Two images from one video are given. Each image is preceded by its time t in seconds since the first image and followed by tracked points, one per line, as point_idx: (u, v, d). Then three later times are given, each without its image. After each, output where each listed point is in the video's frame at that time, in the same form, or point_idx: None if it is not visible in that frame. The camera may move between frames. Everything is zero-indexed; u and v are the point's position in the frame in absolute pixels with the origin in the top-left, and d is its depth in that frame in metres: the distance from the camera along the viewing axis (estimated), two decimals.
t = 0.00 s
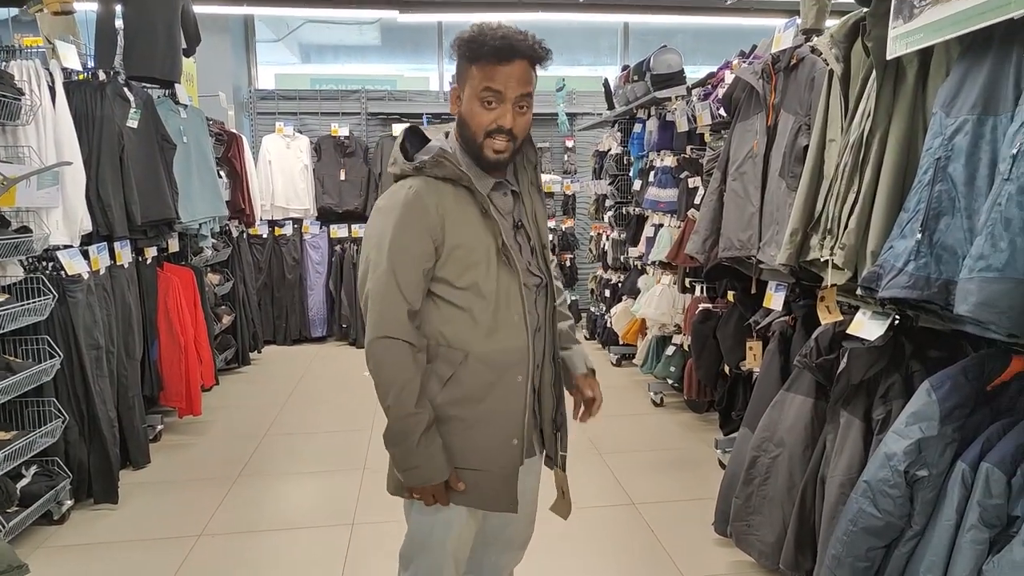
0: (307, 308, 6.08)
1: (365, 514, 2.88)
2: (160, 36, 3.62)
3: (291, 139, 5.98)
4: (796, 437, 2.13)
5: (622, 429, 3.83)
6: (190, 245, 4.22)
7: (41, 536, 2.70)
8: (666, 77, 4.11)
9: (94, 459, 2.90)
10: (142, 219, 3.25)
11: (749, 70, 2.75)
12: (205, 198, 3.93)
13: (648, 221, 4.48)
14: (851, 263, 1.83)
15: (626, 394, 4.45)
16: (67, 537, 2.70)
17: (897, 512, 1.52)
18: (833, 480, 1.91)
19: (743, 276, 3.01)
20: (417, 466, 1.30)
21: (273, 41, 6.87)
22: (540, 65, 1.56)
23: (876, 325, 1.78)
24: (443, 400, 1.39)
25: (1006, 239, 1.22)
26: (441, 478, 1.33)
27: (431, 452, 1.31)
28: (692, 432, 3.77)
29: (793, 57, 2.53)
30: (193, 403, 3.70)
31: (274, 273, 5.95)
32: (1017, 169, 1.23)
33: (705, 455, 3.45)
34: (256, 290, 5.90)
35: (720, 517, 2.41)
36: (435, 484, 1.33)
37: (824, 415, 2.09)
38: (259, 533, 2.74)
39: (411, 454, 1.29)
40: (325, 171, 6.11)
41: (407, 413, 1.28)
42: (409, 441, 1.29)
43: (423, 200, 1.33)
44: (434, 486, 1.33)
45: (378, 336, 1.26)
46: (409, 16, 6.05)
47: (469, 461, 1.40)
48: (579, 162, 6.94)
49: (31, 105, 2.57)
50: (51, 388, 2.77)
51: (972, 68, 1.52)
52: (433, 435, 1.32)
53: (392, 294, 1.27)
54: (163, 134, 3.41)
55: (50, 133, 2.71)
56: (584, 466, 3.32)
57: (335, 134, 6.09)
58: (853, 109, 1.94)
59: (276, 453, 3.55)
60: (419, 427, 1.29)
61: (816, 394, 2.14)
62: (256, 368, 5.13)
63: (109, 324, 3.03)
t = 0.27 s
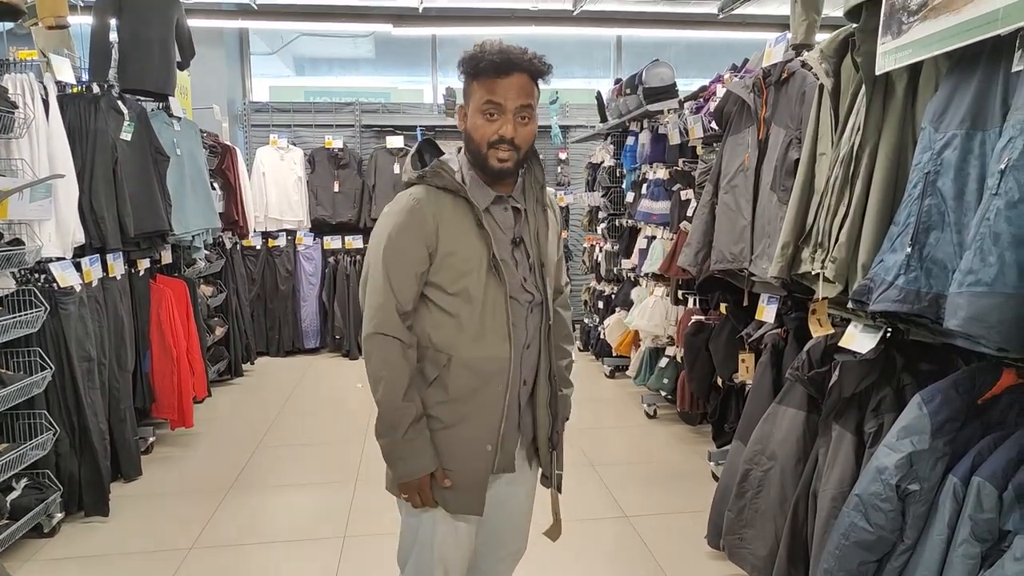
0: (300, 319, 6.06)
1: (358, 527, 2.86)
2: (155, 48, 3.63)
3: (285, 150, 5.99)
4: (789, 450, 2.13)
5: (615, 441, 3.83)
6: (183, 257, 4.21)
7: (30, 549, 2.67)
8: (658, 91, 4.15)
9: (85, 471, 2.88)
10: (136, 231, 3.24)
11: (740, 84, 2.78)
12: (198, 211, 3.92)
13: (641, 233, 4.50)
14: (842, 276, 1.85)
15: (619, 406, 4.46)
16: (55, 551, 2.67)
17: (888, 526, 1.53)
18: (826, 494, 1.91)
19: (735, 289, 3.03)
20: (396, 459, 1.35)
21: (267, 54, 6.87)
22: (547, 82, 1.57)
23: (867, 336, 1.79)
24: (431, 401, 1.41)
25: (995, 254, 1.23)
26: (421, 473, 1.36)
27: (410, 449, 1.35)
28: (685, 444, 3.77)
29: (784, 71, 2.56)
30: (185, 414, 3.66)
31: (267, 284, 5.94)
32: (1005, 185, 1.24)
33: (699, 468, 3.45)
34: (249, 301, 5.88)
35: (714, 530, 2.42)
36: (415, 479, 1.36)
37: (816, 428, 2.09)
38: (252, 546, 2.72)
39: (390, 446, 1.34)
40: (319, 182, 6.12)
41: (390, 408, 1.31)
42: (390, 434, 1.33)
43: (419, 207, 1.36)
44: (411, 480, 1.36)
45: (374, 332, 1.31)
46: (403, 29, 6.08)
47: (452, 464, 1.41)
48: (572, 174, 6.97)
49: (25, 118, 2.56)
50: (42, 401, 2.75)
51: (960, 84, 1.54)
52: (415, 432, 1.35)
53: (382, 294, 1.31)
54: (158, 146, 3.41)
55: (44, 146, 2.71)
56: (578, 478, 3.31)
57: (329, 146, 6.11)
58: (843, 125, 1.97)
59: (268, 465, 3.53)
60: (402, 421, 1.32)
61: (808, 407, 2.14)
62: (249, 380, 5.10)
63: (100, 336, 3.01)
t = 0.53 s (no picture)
0: (300, 325, 6.06)
1: (357, 533, 2.86)
2: (156, 55, 3.65)
3: (285, 157, 6.02)
4: (786, 458, 2.14)
5: (615, 447, 3.83)
6: (183, 263, 4.22)
7: (29, 554, 2.68)
8: (654, 97, 4.18)
9: (87, 476, 2.88)
10: (136, 237, 3.25)
11: (737, 90, 2.80)
12: (198, 218, 3.93)
13: (640, 239, 4.52)
14: (838, 283, 1.86)
15: (618, 413, 4.46)
16: (54, 555, 2.67)
17: (885, 536, 1.53)
18: (823, 502, 1.92)
19: (732, 295, 3.05)
20: (378, 458, 1.35)
21: (268, 62, 6.88)
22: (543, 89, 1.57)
23: (864, 343, 1.80)
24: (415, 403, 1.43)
25: (991, 261, 1.23)
26: (404, 473, 1.37)
27: (393, 449, 1.36)
28: (685, 451, 3.77)
29: (781, 75, 2.56)
30: (187, 420, 3.67)
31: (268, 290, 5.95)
32: (1000, 192, 1.25)
33: (699, 475, 3.45)
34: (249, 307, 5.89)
35: (712, 537, 2.43)
36: (397, 478, 1.37)
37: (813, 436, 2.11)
38: (250, 551, 2.72)
39: (371, 445, 1.34)
40: (320, 188, 6.14)
41: (370, 408, 1.33)
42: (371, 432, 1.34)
43: (407, 213, 1.38)
44: (391, 480, 1.37)
45: (358, 332, 1.33)
46: (403, 35, 6.12)
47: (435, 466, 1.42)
48: (571, 180, 6.99)
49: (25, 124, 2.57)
50: (44, 405, 2.74)
51: (957, 89, 1.55)
52: (396, 434, 1.36)
53: (365, 296, 1.33)
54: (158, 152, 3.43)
55: (44, 152, 2.72)
56: (577, 485, 3.31)
57: (329, 152, 6.13)
58: (840, 132, 1.97)
59: (268, 471, 3.54)
60: (384, 420, 1.34)
61: (805, 415, 2.15)
62: (248, 386, 5.11)
63: (101, 341, 3.01)
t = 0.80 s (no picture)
0: (331, 327, 6.13)
1: (382, 534, 2.88)
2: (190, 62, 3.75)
3: (317, 161, 6.09)
4: (816, 467, 2.09)
5: (644, 453, 3.79)
6: (216, 266, 4.31)
7: (65, 548, 2.75)
8: (683, 97, 4.14)
9: (121, 473, 2.95)
10: (170, 241, 3.34)
11: (766, 90, 2.75)
12: (231, 222, 4.00)
13: (669, 242, 4.47)
14: (867, 288, 1.81)
15: (647, 417, 4.41)
16: (89, 550, 2.74)
17: (915, 549, 1.48)
18: (853, 513, 1.86)
19: (763, 299, 3.01)
20: (392, 479, 1.35)
21: (301, 67, 7.05)
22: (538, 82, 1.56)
23: (896, 350, 1.75)
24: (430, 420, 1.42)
25: None
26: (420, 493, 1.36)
27: (408, 468, 1.35)
28: (714, 457, 3.71)
29: (811, 75, 2.53)
30: (218, 420, 3.73)
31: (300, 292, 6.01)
32: None
33: (728, 482, 3.39)
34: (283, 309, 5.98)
35: (740, 547, 2.36)
36: (414, 501, 1.36)
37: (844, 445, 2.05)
38: (277, 550, 2.75)
39: (384, 466, 1.34)
40: (351, 191, 6.22)
41: (382, 428, 1.33)
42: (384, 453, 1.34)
43: (408, 224, 1.38)
44: (409, 502, 1.36)
45: (364, 351, 1.34)
46: (432, 39, 6.16)
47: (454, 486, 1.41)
48: (601, 183, 6.97)
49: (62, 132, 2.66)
50: (81, 404, 2.82)
51: (990, 88, 1.49)
52: (409, 455, 1.36)
53: (369, 314, 1.34)
54: (190, 158, 3.51)
55: (80, 160, 2.81)
56: (603, 491, 3.28)
57: (359, 156, 6.21)
58: (870, 132, 1.92)
59: (297, 471, 3.58)
60: (396, 440, 1.34)
61: (835, 422, 2.10)
62: (280, 387, 5.18)
63: (136, 342, 3.09)
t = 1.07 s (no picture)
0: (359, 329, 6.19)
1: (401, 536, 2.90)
2: (222, 67, 3.84)
3: (347, 164, 6.14)
4: (839, 479, 2.02)
5: (667, 461, 3.74)
6: (246, 267, 4.39)
7: (94, 541, 2.82)
8: (712, 103, 4.08)
9: (149, 470, 3.03)
10: (201, 242, 3.41)
11: (794, 96, 2.71)
12: (262, 224, 4.08)
13: (697, 248, 4.43)
14: (893, 297, 1.76)
15: (672, 425, 4.36)
16: (116, 544, 2.80)
17: (936, 565, 1.43)
18: (877, 525, 1.78)
19: (788, 307, 2.95)
20: (390, 499, 1.34)
21: (334, 72, 7.09)
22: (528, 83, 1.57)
23: (921, 361, 1.70)
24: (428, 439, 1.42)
25: None
26: (419, 516, 1.35)
27: (406, 488, 1.35)
28: (739, 467, 3.65)
29: (839, 81, 2.51)
30: (245, 419, 3.79)
31: (329, 293, 6.08)
32: None
33: (753, 492, 3.33)
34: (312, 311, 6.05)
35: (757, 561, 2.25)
36: (413, 523, 1.35)
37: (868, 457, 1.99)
38: (298, 550, 2.79)
39: (381, 488, 1.34)
40: (380, 195, 6.29)
41: (378, 448, 1.34)
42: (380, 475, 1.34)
43: (398, 237, 1.39)
44: (410, 523, 1.35)
45: (356, 367, 1.35)
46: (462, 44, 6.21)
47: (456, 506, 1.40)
48: (630, 188, 6.93)
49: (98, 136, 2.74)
50: (110, 401, 2.90)
51: (1019, 95, 1.44)
52: (405, 474, 1.35)
53: (360, 329, 1.35)
54: (222, 160, 3.59)
55: (116, 162, 2.89)
56: (624, 498, 3.25)
57: (389, 160, 6.27)
58: (897, 138, 1.88)
59: (321, 471, 3.62)
60: (392, 460, 1.34)
61: (860, 433, 2.04)
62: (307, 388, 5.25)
63: (166, 342, 3.17)
